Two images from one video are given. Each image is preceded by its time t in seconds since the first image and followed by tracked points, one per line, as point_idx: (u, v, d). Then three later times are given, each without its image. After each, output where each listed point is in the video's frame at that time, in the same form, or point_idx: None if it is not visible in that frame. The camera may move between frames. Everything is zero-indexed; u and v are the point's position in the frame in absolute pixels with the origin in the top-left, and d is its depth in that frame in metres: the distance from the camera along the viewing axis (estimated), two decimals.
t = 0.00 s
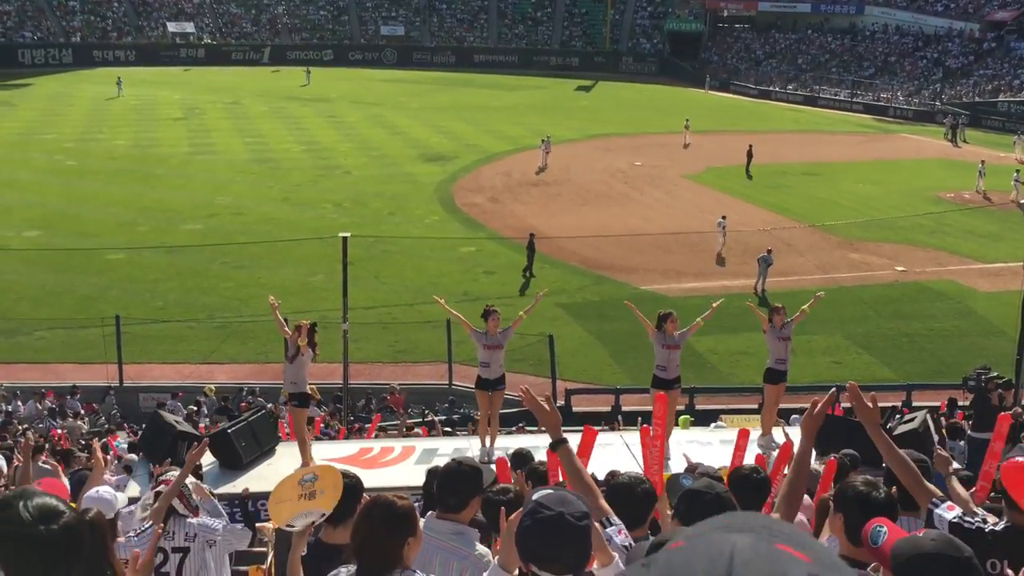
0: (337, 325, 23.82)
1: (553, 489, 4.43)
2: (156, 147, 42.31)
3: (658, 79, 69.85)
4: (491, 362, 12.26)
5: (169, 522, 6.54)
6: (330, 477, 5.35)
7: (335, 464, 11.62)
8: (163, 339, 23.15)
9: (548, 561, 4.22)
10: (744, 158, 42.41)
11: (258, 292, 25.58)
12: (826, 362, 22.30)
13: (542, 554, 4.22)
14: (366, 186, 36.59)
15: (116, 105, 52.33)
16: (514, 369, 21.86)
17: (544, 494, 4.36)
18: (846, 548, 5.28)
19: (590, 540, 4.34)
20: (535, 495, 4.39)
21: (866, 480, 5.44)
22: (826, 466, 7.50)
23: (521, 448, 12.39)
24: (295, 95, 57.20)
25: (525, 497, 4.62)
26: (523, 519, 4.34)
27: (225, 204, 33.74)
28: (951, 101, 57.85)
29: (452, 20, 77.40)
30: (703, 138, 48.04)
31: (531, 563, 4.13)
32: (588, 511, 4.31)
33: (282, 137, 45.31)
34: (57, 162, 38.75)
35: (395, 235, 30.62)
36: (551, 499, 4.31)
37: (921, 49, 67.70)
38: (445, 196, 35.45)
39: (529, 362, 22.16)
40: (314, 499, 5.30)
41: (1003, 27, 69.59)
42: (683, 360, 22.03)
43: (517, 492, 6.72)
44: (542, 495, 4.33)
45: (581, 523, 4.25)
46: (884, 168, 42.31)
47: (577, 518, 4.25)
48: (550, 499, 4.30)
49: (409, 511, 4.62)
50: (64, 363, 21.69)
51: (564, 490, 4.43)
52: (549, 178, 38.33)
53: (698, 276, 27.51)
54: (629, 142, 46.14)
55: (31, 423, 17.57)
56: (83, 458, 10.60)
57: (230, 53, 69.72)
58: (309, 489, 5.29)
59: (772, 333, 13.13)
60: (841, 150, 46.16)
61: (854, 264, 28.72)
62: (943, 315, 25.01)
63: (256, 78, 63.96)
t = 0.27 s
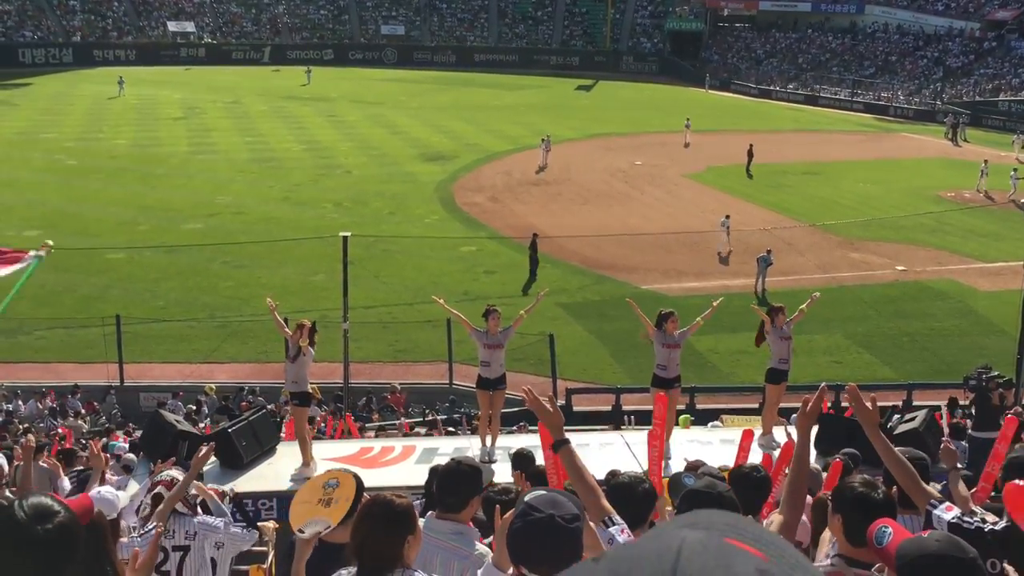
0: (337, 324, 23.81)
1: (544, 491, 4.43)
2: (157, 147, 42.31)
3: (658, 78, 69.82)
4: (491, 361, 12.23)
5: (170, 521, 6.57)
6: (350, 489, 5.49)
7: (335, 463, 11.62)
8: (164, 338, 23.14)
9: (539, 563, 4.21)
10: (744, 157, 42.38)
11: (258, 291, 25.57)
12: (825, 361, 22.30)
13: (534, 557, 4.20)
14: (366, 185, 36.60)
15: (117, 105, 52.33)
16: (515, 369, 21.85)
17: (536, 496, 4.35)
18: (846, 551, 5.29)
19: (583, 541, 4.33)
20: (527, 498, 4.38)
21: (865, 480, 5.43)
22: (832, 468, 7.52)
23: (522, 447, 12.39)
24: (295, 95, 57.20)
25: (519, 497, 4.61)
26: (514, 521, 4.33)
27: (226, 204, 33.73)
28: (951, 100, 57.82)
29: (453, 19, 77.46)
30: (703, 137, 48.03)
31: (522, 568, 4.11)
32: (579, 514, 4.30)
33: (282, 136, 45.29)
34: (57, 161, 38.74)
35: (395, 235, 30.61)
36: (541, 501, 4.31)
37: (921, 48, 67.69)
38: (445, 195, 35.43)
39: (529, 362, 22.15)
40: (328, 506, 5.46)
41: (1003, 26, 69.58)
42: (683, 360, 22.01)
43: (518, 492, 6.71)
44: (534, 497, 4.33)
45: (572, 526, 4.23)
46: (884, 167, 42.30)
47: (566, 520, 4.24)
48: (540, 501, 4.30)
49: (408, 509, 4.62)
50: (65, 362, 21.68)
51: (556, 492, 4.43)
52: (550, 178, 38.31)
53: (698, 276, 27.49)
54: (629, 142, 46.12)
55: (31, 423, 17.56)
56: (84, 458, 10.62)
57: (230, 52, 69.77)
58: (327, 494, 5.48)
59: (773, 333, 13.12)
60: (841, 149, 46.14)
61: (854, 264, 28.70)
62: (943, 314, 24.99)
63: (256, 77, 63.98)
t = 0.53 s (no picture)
0: (338, 324, 23.80)
1: (536, 492, 4.42)
2: (158, 146, 42.32)
3: (659, 77, 69.72)
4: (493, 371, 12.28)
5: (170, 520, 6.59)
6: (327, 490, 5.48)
7: (336, 464, 11.63)
8: (164, 338, 23.14)
9: (532, 565, 4.19)
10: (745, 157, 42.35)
11: (258, 291, 25.56)
12: (826, 361, 22.29)
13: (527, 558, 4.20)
14: (367, 185, 36.59)
15: (118, 104, 52.33)
16: (516, 368, 21.84)
17: (528, 497, 4.34)
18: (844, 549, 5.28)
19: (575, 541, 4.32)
20: (518, 499, 4.37)
21: (862, 480, 5.43)
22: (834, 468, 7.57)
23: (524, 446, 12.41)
24: (296, 94, 57.17)
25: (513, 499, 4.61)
26: (505, 522, 4.33)
27: (227, 203, 33.73)
28: (952, 100, 57.77)
29: (454, 19, 77.41)
30: (704, 137, 48.01)
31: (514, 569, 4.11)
32: (570, 514, 4.29)
33: (283, 135, 45.29)
34: (58, 161, 38.75)
35: (395, 235, 30.60)
36: (533, 501, 4.30)
37: (922, 47, 67.63)
38: (446, 195, 35.41)
39: (530, 361, 22.14)
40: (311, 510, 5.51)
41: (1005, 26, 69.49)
42: (683, 359, 22.00)
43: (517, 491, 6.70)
44: (525, 498, 4.32)
45: (562, 527, 4.23)
46: (885, 167, 42.26)
47: (557, 521, 4.23)
48: (532, 502, 4.29)
49: (407, 510, 4.61)
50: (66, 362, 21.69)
51: (548, 493, 4.42)
52: (550, 177, 38.29)
53: (699, 275, 27.48)
54: (630, 141, 46.08)
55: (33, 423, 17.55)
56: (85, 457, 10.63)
57: (231, 52, 69.79)
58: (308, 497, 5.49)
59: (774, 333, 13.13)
60: (842, 149, 46.10)
61: (855, 263, 28.67)
62: (944, 314, 24.97)
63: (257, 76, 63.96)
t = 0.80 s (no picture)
0: (338, 324, 23.80)
1: (531, 491, 4.42)
2: (158, 146, 42.32)
3: (660, 78, 69.67)
4: (495, 350, 12.31)
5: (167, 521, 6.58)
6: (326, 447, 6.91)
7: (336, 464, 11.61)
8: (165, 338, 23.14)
9: (527, 565, 4.19)
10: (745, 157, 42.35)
11: (259, 291, 25.56)
12: (826, 361, 22.30)
13: (524, 560, 4.20)
14: (367, 185, 36.59)
15: (118, 105, 52.32)
16: (517, 368, 21.84)
17: (522, 496, 4.34)
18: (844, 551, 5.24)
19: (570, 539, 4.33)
20: (513, 499, 4.37)
21: (862, 484, 5.42)
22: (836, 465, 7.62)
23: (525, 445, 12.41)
24: (296, 95, 57.17)
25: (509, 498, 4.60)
26: (500, 522, 4.33)
27: (227, 204, 33.74)
28: (953, 100, 57.80)
29: (454, 19, 77.45)
30: (704, 137, 48.02)
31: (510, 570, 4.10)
32: (565, 514, 4.28)
33: (283, 136, 45.29)
34: (58, 161, 38.75)
35: (396, 235, 30.60)
36: (527, 501, 4.30)
37: (923, 48, 67.66)
38: (446, 195, 35.41)
39: (530, 362, 22.14)
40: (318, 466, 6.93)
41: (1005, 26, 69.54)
42: (684, 360, 21.99)
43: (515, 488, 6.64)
44: (519, 498, 4.32)
45: (557, 526, 4.22)
46: (885, 167, 42.27)
47: (552, 520, 4.22)
48: (527, 502, 4.29)
49: (407, 512, 4.61)
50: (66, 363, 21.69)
51: (544, 492, 4.42)
52: (550, 177, 38.29)
53: (699, 275, 27.48)
54: (631, 141, 46.07)
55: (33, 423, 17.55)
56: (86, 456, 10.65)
57: (231, 52, 69.84)
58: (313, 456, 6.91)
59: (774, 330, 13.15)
60: (842, 149, 46.10)
61: (855, 263, 28.67)
62: (944, 314, 24.96)
63: (257, 77, 63.94)
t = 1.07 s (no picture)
0: (338, 323, 23.79)
1: (528, 490, 4.41)
2: (158, 146, 42.30)
3: (659, 77, 69.60)
4: (494, 362, 12.28)
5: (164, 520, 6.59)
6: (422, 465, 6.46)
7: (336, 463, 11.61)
8: (164, 338, 23.14)
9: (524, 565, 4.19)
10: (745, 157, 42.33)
11: (259, 291, 25.56)
12: (825, 360, 22.31)
13: (522, 559, 4.20)
14: (367, 185, 36.57)
15: (118, 104, 52.31)
16: (516, 368, 21.83)
17: (519, 496, 4.33)
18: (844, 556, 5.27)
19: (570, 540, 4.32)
20: (510, 498, 4.36)
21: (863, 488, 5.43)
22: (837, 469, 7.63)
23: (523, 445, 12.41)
24: (295, 94, 57.13)
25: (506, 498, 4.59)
26: (497, 522, 4.32)
27: (227, 203, 33.72)
28: (952, 100, 57.75)
29: (454, 19, 77.41)
30: (704, 137, 48.00)
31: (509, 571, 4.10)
32: (563, 512, 4.27)
33: (283, 135, 45.27)
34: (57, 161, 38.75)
35: (395, 235, 30.58)
36: (524, 500, 4.29)
37: (923, 47, 67.60)
38: (446, 195, 35.40)
39: (530, 361, 22.14)
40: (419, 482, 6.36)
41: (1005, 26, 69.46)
42: (683, 360, 21.98)
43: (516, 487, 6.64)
44: (517, 497, 4.31)
45: (555, 525, 4.22)
46: (885, 167, 42.24)
47: (549, 520, 4.21)
48: (523, 501, 4.28)
49: (408, 512, 4.60)
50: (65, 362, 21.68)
51: (541, 490, 4.41)
52: (550, 177, 38.27)
53: (699, 275, 27.47)
54: (630, 141, 46.05)
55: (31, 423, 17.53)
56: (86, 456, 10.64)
57: (231, 51, 69.88)
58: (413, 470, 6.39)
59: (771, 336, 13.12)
60: (842, 149, 46.06)
61: (855, 263, 28.66)
62: (944, 314, 24.95)
63: (257, 76, 63.93)
